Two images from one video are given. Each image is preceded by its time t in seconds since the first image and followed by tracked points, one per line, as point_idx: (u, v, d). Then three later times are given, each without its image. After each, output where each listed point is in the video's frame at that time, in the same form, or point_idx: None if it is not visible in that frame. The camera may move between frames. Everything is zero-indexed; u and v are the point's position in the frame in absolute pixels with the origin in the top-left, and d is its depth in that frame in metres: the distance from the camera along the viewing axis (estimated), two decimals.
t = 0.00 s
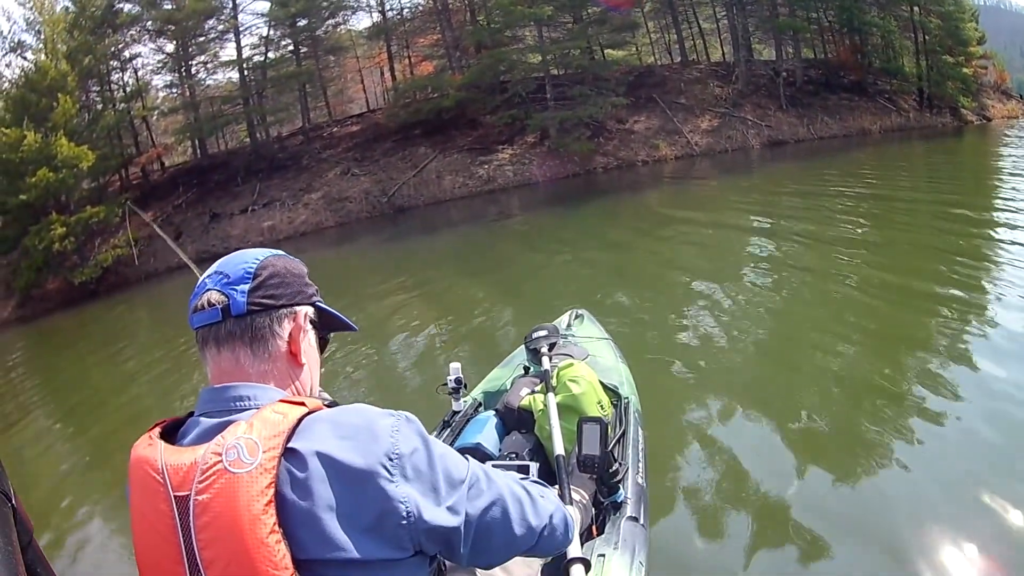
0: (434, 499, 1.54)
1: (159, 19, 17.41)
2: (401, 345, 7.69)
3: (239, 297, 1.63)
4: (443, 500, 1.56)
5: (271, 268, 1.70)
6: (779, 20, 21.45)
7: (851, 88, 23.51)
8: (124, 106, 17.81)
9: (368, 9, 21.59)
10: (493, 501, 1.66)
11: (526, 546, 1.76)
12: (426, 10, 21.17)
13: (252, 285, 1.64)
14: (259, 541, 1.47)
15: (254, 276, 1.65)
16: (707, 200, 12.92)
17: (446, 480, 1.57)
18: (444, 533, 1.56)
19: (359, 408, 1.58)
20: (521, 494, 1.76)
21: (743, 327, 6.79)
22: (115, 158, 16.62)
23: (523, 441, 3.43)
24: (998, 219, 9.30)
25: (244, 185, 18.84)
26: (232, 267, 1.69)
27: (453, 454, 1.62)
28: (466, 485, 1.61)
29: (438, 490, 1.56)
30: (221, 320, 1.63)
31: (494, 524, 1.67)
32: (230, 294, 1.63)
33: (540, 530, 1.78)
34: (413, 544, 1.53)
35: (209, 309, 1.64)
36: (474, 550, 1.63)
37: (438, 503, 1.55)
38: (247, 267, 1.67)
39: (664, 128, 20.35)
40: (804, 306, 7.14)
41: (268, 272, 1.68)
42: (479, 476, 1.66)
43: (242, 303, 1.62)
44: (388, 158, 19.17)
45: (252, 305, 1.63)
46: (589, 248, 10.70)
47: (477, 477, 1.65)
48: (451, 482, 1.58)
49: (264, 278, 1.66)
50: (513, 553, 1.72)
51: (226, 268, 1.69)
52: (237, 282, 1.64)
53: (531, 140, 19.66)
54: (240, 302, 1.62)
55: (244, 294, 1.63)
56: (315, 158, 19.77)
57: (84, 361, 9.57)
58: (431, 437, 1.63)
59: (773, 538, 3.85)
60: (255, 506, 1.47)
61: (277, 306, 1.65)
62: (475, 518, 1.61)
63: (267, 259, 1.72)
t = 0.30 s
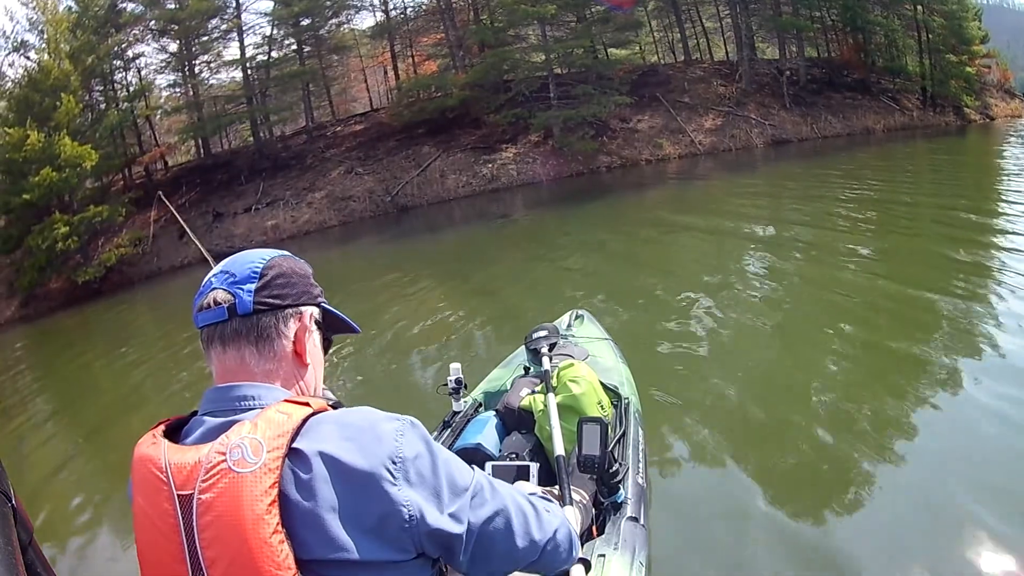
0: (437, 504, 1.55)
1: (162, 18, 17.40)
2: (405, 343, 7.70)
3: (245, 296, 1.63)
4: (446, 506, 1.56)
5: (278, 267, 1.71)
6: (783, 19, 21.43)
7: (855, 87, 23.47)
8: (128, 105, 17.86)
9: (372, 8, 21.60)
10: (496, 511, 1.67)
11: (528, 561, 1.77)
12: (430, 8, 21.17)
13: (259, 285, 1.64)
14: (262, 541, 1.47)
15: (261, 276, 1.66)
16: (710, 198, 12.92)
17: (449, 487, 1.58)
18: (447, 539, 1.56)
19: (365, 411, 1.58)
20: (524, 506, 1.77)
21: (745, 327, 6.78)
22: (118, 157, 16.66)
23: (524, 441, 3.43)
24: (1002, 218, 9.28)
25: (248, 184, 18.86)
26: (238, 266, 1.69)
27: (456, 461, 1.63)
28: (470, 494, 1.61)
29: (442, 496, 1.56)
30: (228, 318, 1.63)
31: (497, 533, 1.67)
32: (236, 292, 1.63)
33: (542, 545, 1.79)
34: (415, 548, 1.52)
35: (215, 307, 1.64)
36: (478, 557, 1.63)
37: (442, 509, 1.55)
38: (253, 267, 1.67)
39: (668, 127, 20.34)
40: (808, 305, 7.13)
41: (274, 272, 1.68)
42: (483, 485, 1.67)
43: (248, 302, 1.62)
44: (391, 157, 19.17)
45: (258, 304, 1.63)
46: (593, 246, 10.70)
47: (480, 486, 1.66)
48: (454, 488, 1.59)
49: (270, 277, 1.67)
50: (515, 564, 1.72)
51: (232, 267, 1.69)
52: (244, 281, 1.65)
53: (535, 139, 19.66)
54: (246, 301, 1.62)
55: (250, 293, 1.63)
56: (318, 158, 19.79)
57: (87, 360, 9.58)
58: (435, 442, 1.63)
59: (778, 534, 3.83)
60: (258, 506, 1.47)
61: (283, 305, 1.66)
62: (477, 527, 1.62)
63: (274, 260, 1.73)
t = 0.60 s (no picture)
0: (438, 501, 1.56)
1: (167, 17, 17.43)
2: (407, 343, 7.72)
3: (251, 296, 1.63)
4: (446, 502, 1.57)
5: (283, 268, 1.71)
6: (787, 21, 21.42)
7: (858, 90, 23.46)
8: (131, 104, 17.97)
9: (376, 8, 21.61)
10: (493, 503, 1.68)
11: (519, 547, 1.77)
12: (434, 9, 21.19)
13: (265, 285, 1.65)
14: (264, 542, 1.47)
15: (267, 276, 1.66)
16: (713, 201, 12.93)
17: (448, 485, 1.58)
18: (445, 534, 1.56)
19: (366, 409, 1.58)
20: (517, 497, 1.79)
21: (747, 329, 6.78)
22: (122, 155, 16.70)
23: (523, 442, 3.43)
24: (1004, 222, 9.27)
25: (251, 183, 18.89)
26: (243, 266, 1.69)
27: (454, 456, 1.64)
28: (468, 487, 1.63)
29: (442, 493, 1.57)
30: (232, 318, 1.63)
31: (495, 527, 1.69)
32: (242, 292, 1.63)
33: (532, 531, 1.80)
34: (416, 546, 1.53)
35: (220, 306, 1.63)
36: (475, 555, 1.64)
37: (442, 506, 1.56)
38: (259, 267, 1.67)
39: (671, 129, 20.35)
40: (810, 307, 7.13)
41: (280, 273, 1.69)
42: (480, 479, 1.68)
43: (254, 302, 1.63)
44: (394, 157, 19.19)
45: (264, 305, 1.63)
46: (596, 248, 10.70)
47: (477, 479, 1.67)
48: (453, 484, 1.60)
49: (275, 278, 1.67)
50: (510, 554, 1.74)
51: (237, 267, 1.69)
52: (249, 281, 1.64)
53: (538, 140, 19.66)
54: (252, 301, 1.63)
55: (256, 293, 1.63)
56: (322, 157, 19.82)
57: (89, 358, 9.61)
58: (433, 438, 1.64)
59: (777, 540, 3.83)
60: (261, 506, 1.47)
61: (288, 306, 1.66)
62: (474, 518, 1.62)
63: (279, 261, 1.73)
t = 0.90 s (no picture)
0: (438, 499, 1.56)
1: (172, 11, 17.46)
2: (410, 338, 7.72)
3: (250, 296, 1.63)
4: (447, 500, 1.57)
5: (282, 268, 1.71)
6: (793, 20, 21.35)
7: (864, 90, 23.39)
8: (136, 97, 18.08)
9: (383, 3, 21.58)
10: (491, 499, 1.68)
11: (517, 543, 1.77)
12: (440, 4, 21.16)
13: (264, 285, 1.64)
14: (265, 543, 1.47)
15: (265, 277, 1.66)
16: (718, 199, 12.91)
17: (449, 482, 1.58)
18: (445, 532, 1.56)
19: (365, 408, 1.58)
20: (514, 492, 1.79)
21: (750, 329, 6.76)
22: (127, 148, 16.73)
23: (524, 441, 3.43)
24: (1009, 224, 9.24)
25: (255, 177, 18.90)
26: (242, 266, 1.69)
27: (453, 454, 1.64)
28: (468, 485, 1.62)
29: (443, 491, 1.57)
30: (231, 318, 1.63)
31: (494, 524, 1.69)
32: (241, 293, 1.63)
33: (531, 527, 1.80)
34: (417, 545, 1.53)
35: (219, 306, 1.63)
36: (474, 554, 1.64)
37: (442, 504, 1.56)
38: (257, 268, 1.67)
39: (677, 127, 20.31)
40: (815, 307, 7.10)
41: (278, 273, 1.68)
42: (478, 476, 1.68)
43: (253, 302, 1.63)
44: (399, 152, 19.18)
45: (263, 305, 1.63)
46: (601, 245, 10.69)
47: (476, 475, 1.67)
48: (453, 482, 1.60)
49: (274, 278, 1.67)
50: (510, 551, 1.74)
51: (236, 267, 1.69)
52: (248, 281, 1.64)
53: (544, 137, 19.61)
54: (251, 302, 1.63)
55: (256, 293, 1.63)
56: (326, 152, 19.81)
57: (92, 351, 9.63)
58: (432, 436, 1.64)
59: (777, 540, 3.81)
60: (261, 507, 1.47)
61: (287, 307, 1.66)
62: (473, 514, 1.62)
63: (277, 261, 1.73)
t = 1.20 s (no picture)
0: (438, 498, 1.56)
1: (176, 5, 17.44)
2: (411, 335, 7.73)
3: (252, 296, 1.63)
4: (446, 498, 1.57)
5: (285, 268, 1.71)
6: (797, 21, 21.31)
7: (867, 92, 23.38)
8: (139, 91, 18.07)
9: None
10: (493, 498, 1.68)
11: (518, 542, 1.77)
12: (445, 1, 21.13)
13: (267, 285, 1.64)
14: (265, 542, 1.47)
15: (269, 276, 1.66)
16: (721, 199, 12.91)
17: (449, 481, 1.58)
18: (446, 531, 1.56)
19: (366, 407, 1.58)
20: (517, 490, 1.78)
21: (751, 330, 6.75)
22: (129, 142, 16.72)
23: (523, 441, 3.44)
24: (1010, 228, 9.25)
25: (259, 172, 18.90)
26: (245, 266, 1.69)
27: (454, 452, 1.64)
28: (469, 483, 1.62)
29: (442, 488, 1.57)
30: (234, 317, 1.63)
31: (496, 522, 1.69)
32: (244, 292, 1.63)
33: (533, 525, 1.79)
34: (417, 544, 1.53)
35: (222, 306, 1.63)
36: (475, 553, 1.64)
37: (442, 503, 1.56)
38: (260, 267, 1.67)
39: (680, 127, 20.30)
40: (817, 308, 7.11)
41: (282, 273, 1.68)
42: (480, 474, 1.68)
43: (256, 301, 1.62)
44: (402, 149, 19.18)
45: (266, 305, 1.63)
46: (603, 244, 10.69)
47: (477, 473, 1.67)
48: (454, 481, 1.59)
49: (277, 278, 1.66)
50: (511, 549, 1.74)
51: (239, 266, 1.69)
52: (251, 281, 1.64)
53: (547, 135, 19.58)
54: (253, 301, 1.62)
55: (258, 293, 1.63)
56: (329, 148, 19.80)
57: (92, 344, 9.63)
58: (433, 435, 1.64)
59: (775, 541, 3.81)
60: (262, 505, 1.47)
61: (290, 306, 1.66)
62: (474, 513, 1.62)
63: (281, 261, 1.73)
